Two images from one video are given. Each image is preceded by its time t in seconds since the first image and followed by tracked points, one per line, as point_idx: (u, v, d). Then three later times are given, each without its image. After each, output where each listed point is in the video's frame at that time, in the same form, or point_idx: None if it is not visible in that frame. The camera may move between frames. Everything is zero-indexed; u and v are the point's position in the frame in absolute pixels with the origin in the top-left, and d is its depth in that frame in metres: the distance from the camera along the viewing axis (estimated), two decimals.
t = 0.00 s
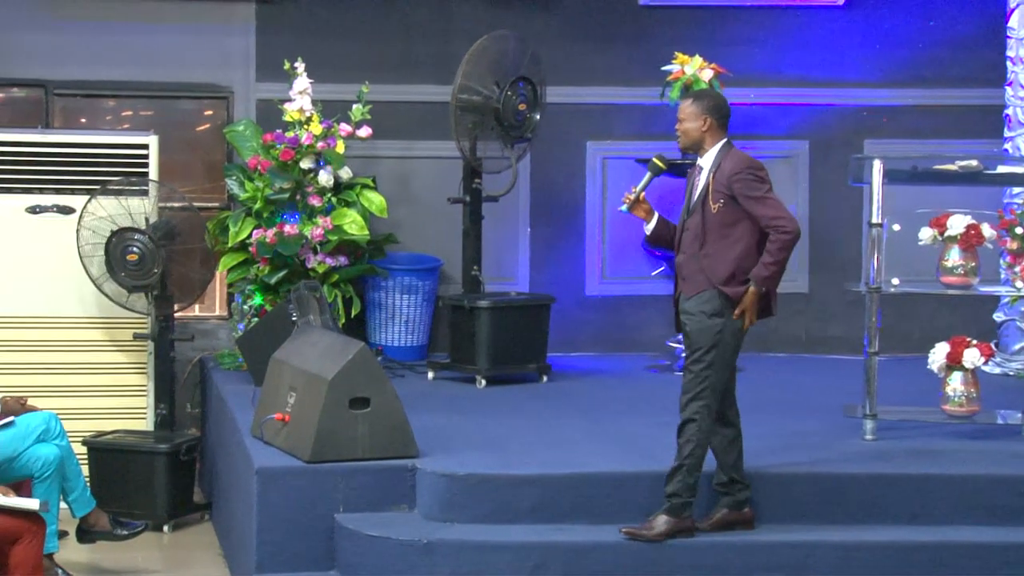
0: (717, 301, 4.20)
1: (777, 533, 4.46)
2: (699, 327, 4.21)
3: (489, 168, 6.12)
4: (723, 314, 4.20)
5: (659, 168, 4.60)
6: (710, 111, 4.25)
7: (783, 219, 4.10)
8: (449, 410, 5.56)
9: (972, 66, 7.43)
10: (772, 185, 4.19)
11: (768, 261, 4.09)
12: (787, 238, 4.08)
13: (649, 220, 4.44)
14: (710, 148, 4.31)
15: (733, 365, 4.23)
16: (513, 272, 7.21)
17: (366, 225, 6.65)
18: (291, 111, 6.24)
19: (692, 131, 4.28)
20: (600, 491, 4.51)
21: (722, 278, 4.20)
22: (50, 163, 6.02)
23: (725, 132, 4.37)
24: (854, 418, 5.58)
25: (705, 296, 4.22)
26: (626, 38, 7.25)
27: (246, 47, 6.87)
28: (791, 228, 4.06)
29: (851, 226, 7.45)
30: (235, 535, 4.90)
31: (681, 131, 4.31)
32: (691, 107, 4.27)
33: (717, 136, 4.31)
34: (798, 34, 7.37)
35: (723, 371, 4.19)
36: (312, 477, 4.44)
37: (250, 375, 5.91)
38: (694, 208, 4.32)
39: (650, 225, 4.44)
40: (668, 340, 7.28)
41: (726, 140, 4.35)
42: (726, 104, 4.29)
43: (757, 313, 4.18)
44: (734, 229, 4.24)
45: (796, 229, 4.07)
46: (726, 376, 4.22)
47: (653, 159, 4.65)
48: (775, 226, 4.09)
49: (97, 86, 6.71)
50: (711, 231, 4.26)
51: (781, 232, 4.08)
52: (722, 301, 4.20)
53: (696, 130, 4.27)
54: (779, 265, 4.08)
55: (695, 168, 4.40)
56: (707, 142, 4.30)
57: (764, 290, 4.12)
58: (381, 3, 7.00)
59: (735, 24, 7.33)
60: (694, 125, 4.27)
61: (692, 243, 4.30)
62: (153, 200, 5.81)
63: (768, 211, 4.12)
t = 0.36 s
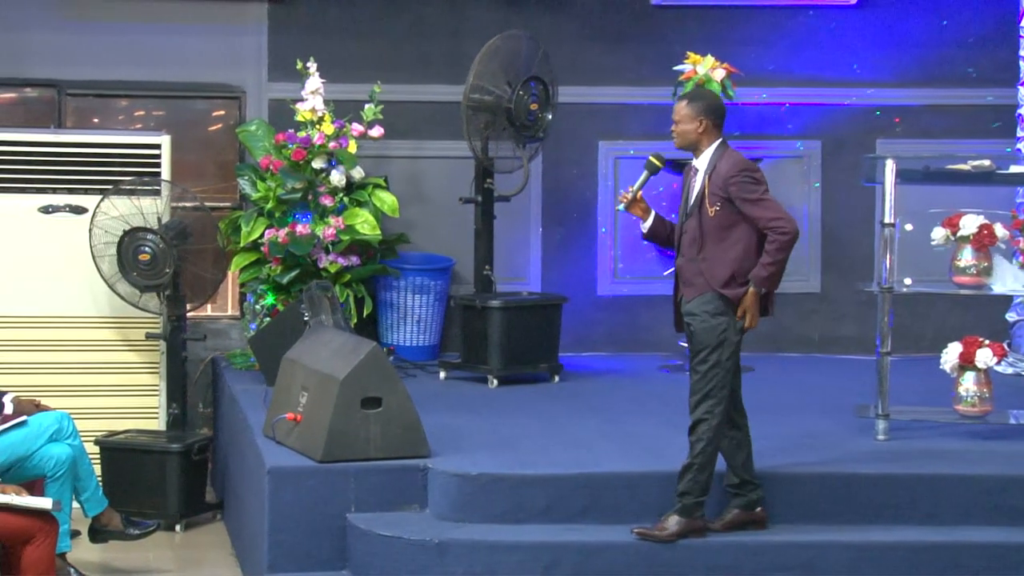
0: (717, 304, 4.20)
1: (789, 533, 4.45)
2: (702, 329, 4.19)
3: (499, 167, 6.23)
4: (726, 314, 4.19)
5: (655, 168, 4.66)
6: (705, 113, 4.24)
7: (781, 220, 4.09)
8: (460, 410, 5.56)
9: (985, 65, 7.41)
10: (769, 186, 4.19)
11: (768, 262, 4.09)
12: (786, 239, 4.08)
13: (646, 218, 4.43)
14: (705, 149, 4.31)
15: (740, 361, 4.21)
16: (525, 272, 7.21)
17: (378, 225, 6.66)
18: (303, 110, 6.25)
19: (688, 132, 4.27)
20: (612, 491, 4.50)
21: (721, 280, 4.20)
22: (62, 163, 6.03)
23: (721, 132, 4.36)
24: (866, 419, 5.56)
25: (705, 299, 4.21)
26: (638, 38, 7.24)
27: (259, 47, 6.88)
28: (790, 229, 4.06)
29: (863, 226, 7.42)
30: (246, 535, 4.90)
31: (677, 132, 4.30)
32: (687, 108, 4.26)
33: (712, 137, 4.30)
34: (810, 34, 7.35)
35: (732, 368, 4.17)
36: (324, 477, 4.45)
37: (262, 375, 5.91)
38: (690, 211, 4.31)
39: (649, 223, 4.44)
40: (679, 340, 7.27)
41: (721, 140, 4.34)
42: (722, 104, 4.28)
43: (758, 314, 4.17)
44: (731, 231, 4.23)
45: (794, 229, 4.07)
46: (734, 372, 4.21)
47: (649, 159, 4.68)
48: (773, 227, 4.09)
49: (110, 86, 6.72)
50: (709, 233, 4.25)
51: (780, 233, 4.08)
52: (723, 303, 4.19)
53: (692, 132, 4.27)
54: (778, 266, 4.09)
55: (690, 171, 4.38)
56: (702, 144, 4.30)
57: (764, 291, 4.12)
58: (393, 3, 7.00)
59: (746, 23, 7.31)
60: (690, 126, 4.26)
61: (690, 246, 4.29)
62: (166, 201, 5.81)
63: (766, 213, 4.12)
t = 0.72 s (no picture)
0: (712, 305, 4.19)
1: (797, 534, 4.44)
2: (699, 330, 4.18)
3: (508, 168, 6.10)
4: (722, 314, 4.19)
5: (645, 173, 4.45)
6: (692, 114, 4.23)
7: (771, 219, 4.09)
8: (467, 410, 5.56)
9: (993, 65, 7.39)
10: (758, 185, 4.18)
11: (759, 262, 4.08)
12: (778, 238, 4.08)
13: (639, 223, 4.43)
14: (694, 149, 4.29)
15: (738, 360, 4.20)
16: (533, 272, 7.20)
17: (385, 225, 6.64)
18: (310, 110, 6.24)
19: (676, 134, 4.26)
20: (620, 491, 4.50)
21: (715, 282, 4.20)
22: (70, 163, 6.04)
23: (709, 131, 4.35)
24: (873, 419, 5.55)
25: (700, 300, 4.21)
26: (646, 38, 7.24)
27: (266, 47, 6.88)
28: (780, 228, 4.06)
29: (871, 227, 7.41)
30: (254, 535, 4.90)
31: (665, 134, 4.29)
32: (673, 111, 4.24)
33: (700, 137, 4.29)
34: (818, 34, 7.34)
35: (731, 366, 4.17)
36: (332, 477, 4.44)
37: (269, 375, 5.92)
38: (681, 212, 4.31)
39: (642, 227, 4.43)
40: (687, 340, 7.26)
41: (709, 139, 4.33)
42: (709, 104, 4.26)
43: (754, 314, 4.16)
44: (723, 231, 4.23)
45: (784, 228, 4.06)
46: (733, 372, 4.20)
47: (637, 164, 4.51)
48: (764, 227, 4.09)
49: (118, 87, 6.73)
50: (700, 235, 4.25)
51: (771, 233, 4.07)
52: (718, 304, 4.19)
53: (680, 134, 4.25)
54: (770, 265, 4.08)
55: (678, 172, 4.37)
56: (691, 145, 4.29)
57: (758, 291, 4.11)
58: (401, 3, 7.00)
59: (754, 23, 7.30)
60: (678, 129, 4.25)
61: (683, 248, 4.29)
62: (173, 201, 5.81)
63: (756, 213, 4.11)
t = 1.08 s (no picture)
0: (704, 308, 4.18)
1: (803, 535, 4.44)
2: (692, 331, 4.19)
3: (513, 168, 6.18)
4: (715, 316, 4.18)
5: (635, 175, 4.41)
6: (684, 114, 4.21)
7: (759, 224, 4.06)
8: (473, 411, 5.55)
9: (999, 65, 7.38)
10: (748, 187, 4.14)
11: (749, 268, 4.06)
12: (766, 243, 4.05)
13: (633, 223, 4.41)
14: (686, 149, 4.28)
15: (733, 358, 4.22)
16: (539, 272, 7.20)
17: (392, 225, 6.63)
18: (317, 111, 6.22)
19: (668, 134, 4.25)
20: (625, 492, 4.49)
21: (705, 285, 4.18)
22: (76, 163, 6.04)
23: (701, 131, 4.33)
24: (879, 420, 5.54)
25: (692, 302, 4.21)
26: (652, 38, 7.23)
27: (272, 47, 6.88)
28: (768, 234, 4.03)
29: (878, 227, 7.40)
30: (260, 535, 4.90)
31: (657, 135, 4.28)
32: (665, 111, 4.23)
33: (691, 137, 4.27)
34: (825, 34, 7.33)
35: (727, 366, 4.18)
36: (338, 477, 4.44)
37: (275, 375, 5.92)
38: (673, 213, 4.29)
39: (637, 227, 4.42)
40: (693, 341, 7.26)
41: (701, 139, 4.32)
42: (700, 104, 4.25)
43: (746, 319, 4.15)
44: (713, 233, 4.21)
45: (772, 234, 4.04)
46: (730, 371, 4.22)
47: (629, 166, 4.44)
48: (752, 231, 4.06)
49: (124, 87, 6.73)
50: (691, 236, 4.24)
51: (759, 238, 4.05)
52: (710, 306, 4.17)
53: (672, 134, 4.24)
54: (759, 272, 4.06)
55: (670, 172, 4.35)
56: (683, 145, 4.27)
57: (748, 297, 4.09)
58: (407, 4, 7.00)
59: (760, 24, 7.30)
60: (670, 129, 4.24)
61: (675, 249, 4.29)
62: (180, 201, 5.80)
63: (744, 217, 4.09)
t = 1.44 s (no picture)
0: (706, 310, 4.17)
1: (816, 535, 4.42)
2: (695, 335, 4.18)
3: (527, 168, 6.14)
4: (716, 317, 4.16)
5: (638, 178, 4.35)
6: (686, 115, 4.20)
7: (760, 229, 4.04)
8: (486, 411, 5.55)
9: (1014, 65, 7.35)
10: (750, 191, 4.12)
11: (749, 272, 4.04)
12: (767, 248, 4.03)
13: (638, 223, 4.40)
14: (688, 150, 4.27)
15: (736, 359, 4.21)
16: (552, 272, 7.19)
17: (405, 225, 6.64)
18: (329, 111, 6.23)
19: (669, 135, 4.24)
20: (638, 491, 4.48)
21: (706, 287, 4.16)
22: (90, 163, 6.06)
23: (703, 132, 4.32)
24: (892, 420, 5.52)
25: (694, 304, 4.20)
26: (665, 38, 7.22)
27: (286, 48, 6.89)
28: (768, 239, 4.01)
29: (891, 227, 7.37)
30: (274, 535, 4.90)
31: (658, 136, 4.27)
32: (667, 112, 4.21)
33: (693, 138, 4.26)
34: (838, 34, 7.31)
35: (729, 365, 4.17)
36: (351, 477, 4.44)
37: (289, 375, 5.92)
38: (676, 214, 4.28)
39: (642, 227, 4.41)
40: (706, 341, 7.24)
41: (704, 140, 4.31)
42: (703, 104, 4.23)
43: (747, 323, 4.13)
44: (716, 235, 4.19)
45: (773, 239, 4.01)
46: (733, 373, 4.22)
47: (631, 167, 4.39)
48: (753, 235, 4.04)
49: (138, 88, 6.74)
50: (693, 238, 4.22)
51: (759, 242, 4.03)
52: (711, 309, 4.16)
53: (674, 135, 4.23)
54: (760, 276, 4.03)
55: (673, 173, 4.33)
56: (685, 145, 4.26)
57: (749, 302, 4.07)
58: (420, 4, 7.00)
59: (774, 23, 7.28)
60: (671, 130, 4.22)
61: (678, 250, 4.27)
62: (194, 201, 5.82)
63: (745, 221, 4.06)
